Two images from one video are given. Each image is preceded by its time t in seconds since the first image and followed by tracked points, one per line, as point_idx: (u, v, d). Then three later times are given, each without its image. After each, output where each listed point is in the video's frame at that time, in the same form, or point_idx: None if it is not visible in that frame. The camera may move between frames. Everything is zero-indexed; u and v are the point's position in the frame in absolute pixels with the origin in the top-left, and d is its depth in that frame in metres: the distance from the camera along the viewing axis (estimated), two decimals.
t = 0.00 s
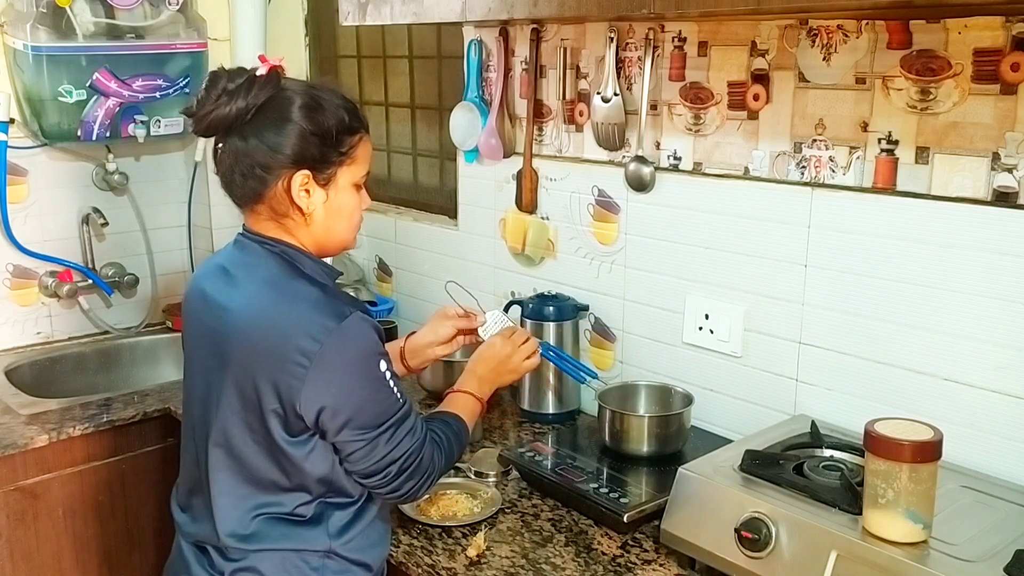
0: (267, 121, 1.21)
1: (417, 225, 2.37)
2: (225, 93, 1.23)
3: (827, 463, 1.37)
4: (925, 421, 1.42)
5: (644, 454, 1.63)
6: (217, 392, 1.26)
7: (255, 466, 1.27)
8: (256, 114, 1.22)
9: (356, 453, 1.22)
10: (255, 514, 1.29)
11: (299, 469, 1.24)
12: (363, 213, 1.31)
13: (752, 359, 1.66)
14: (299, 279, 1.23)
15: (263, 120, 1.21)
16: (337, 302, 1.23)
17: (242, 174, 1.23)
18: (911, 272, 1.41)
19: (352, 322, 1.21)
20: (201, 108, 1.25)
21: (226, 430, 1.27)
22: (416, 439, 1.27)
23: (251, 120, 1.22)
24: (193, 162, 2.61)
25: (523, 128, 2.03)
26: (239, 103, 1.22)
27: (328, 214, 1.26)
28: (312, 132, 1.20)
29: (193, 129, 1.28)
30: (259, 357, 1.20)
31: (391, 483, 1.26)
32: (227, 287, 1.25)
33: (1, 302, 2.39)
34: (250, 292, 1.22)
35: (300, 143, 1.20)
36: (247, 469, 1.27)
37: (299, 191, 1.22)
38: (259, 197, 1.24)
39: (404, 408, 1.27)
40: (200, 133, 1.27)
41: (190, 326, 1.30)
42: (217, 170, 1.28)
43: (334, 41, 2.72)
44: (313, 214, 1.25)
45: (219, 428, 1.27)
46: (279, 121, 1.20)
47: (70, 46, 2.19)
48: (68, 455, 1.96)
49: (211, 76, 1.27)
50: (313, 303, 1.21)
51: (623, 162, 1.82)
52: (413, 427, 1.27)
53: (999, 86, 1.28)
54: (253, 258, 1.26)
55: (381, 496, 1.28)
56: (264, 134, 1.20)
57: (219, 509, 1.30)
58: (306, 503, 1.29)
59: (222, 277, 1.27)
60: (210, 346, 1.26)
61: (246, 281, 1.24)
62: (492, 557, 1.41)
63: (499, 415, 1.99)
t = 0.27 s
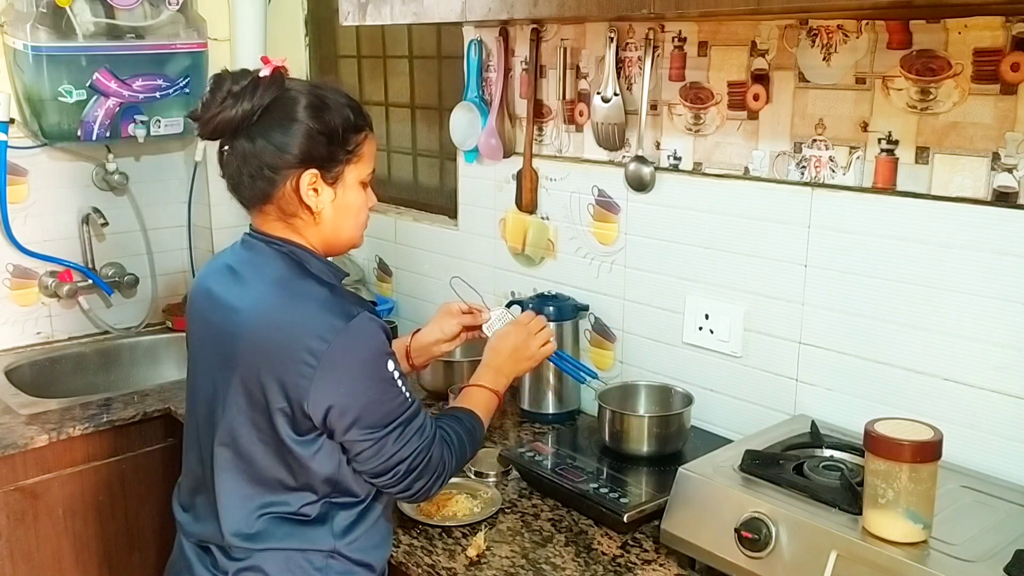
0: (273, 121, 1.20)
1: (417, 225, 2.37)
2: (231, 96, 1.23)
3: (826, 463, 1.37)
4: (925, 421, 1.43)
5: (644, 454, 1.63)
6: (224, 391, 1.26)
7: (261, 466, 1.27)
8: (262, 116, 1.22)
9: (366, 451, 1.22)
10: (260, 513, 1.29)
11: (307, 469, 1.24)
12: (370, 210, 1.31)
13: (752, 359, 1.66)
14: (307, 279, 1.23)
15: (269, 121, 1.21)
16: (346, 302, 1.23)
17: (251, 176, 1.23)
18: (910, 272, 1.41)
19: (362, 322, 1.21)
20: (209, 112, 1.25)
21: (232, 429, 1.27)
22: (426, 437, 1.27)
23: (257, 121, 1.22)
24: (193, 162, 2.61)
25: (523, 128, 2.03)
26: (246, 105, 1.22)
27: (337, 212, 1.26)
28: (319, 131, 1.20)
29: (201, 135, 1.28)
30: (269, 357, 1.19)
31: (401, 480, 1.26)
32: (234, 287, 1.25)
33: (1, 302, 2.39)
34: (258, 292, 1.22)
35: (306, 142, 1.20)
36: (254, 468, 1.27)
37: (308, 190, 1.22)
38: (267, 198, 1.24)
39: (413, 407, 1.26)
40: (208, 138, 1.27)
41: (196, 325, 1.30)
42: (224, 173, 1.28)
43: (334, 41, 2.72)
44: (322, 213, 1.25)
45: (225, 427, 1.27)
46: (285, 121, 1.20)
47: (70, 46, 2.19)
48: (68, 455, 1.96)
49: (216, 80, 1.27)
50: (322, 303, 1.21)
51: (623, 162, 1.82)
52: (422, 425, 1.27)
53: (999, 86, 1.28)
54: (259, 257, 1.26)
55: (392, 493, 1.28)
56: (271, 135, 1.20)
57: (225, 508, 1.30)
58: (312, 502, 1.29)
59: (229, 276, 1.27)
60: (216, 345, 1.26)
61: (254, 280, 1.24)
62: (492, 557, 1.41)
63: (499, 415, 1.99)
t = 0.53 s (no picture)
0: (267, 135, 1.19)
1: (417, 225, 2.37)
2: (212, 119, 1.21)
3: (826, 463, 1.37)
4: (925, 421, 1.42)
5: (644, 454, 1.63)
6: (235, 385, 1.26)
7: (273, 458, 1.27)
8: (252, 131, 1.20)
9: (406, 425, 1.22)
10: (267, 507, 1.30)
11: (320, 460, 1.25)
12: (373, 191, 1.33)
13: (752, 359, 1.66)
14: (319, 276, 1.23)
15: (261, 134, 1.20)
16: (360, 297, 1.23)
17: (256, 193, 1.22)
18: (910, 272, 1.41)
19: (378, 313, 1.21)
20: (194, 141, 1.22)
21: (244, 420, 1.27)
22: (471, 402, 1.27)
23: (248, 139, 1.20)
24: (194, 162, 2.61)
25: (523, 128, 2.03)
26: (233, 125, 1.20)
27: (345, 203, 1.28)
28: (311, 130, 1.21)
29: (190, 164, 1.25)
30: (283, 353, 1.20)
31: (451, 445, 1.26)
32: (247, 281, 1.26)
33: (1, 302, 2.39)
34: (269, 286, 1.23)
35: (304, 144, 1.20)
36: (265, 463, 1.28)
37: (315, 190, 1.23)
38: (274, 209, 1.24)
39: (445, 377, 1.26)
40: (200, 166, 1.24)
41: (206, 321, 1.30)
42: (221, 196, 1.26)
43: (334, 41, 2.72)
44: (332, 209, 1.27)
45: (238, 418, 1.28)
46: (279, 129, 1.19)
47: (70, 46, 2.19)
48: (68, 455, 1.96)
49: (190, 105, 1.24)
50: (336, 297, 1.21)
51: (623, 162, 1.82)
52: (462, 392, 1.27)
53: (999, 86, 1.28)
54: (269, 253, 1.26)
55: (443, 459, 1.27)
56: (268, 147, 1.19)
57: (233, 501, 1.31)
58: (325, 493, 1.29)
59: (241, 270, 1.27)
60: (228, 341, 1.26)
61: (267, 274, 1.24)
62: (492, 557, 1.41)
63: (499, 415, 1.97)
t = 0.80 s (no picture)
0: (298, 152, 1.20)
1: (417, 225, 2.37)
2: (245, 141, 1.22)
3: (826, 463, 1.37)
4: (926, 421, 1.42)
5: (644, 454, 1.63)
6: (246, 372, 1.31)
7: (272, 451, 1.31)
8: (286, 150, 1.21)
9: (381, 447, 1.23)
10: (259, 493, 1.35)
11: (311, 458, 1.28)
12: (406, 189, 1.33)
13: (752, 359, 1.66)
14: (331, 280, 1.25)
15: (293, 153, 1.20)
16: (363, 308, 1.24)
17: (294, 210, 1.23)
18: (910, 271, 1.41)
19: (373, 328, 1.22)
20: (229, 165, 1.23)
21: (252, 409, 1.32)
22: (451, 439, 1.26)
23: (283, 158, 1.21)
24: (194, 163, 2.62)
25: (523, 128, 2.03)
26: (266, 145, 1.21)
27: (382, 208, 1.29)
28: (341, 141, 1.21)
29: (228, 188, 1.26)
30: (275, 351, 1.23)
31: (419, 477, 1.25)
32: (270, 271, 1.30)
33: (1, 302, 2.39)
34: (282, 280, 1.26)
35: (336, 156, 1.20)
36: (262, 453, 1.33)
37: (352, 201, 1.24)
38: (313, 224, 1.25)
39: (429, 408, 1.25)
40: (237, 189, 1.26)
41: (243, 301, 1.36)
42: (260, 214, 1.27)
43: (335, 41, 2.73)
44: (370, 216, 1.28)
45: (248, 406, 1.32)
46: (310, 145, 1.20)
47: (70, 46, 2.19)
48: (68, 455, 1.96)
49: (223, 129, 1.25)
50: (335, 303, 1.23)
51: (623, 162, 1.82)
52: (446, 428, 1.26)
53: (999, 86, 1.28)
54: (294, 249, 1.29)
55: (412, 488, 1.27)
56: (301, 162, 1.20)
57: (234, 481, 1.38)
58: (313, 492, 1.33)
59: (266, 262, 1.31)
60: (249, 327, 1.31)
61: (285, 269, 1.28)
62: (492, 557, 1.41)
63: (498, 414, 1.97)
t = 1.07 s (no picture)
0: (298, 123, 1.21)
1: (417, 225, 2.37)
2: (258, 95, 1.23)
3: (826, 463, 1.37)
4: (926, 421, 1.42)
5: (644, 454, 1.63)
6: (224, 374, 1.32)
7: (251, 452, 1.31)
8: (287, 117, 1.22)
9: (340, 451, 1.21)
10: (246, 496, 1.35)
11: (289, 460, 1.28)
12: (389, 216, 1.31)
13: (752, 359, 1.66)
14: (301, 278, 1.25)
15: (294, 127, 1.21)
16: (333, 305, 1.24)
17: (273, 175, 1.24)
18: (910, 272, 1.41)
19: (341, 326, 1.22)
20: (236, 106, 1.25)
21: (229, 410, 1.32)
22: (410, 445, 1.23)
23: (282, 123, 1.22)
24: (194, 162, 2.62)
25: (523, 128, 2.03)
26: (273, 104, 1.22)
27: (352, 218, 1.27)
28: (342, 138, 1.20)
29: (226, 129, 1.28)
30: (248, 349, 1.25)
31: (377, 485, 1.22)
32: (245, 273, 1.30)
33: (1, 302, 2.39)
34: (256, 282, 1.27)
35: (330, 148, 1.20)
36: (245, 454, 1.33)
37: (325, 195, 1.22)
38: (286, 198, 1.25)
39: (388, 414, 1.22)
40: (233, 133, 1.27)
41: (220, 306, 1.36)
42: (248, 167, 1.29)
43: (335, 41, 2.72)
44: (338, 217, 1.26)
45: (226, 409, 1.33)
46: (311, 125, 1.20)
47: (70, 46, 2.19)
48: (68, 455, 1.96)
49: (246, 79, 1.27)
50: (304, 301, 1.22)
51: (623, 162, 1.82)
52: (405, 433, 1.23)
53: (999, 86, 1.28)
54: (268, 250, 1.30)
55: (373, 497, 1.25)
56: (295, 137, 1.21)
57: (223, 485, 1.38)
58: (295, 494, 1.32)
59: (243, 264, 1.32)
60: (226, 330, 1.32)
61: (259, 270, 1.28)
62: (492, 558, 1.41)
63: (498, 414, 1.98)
